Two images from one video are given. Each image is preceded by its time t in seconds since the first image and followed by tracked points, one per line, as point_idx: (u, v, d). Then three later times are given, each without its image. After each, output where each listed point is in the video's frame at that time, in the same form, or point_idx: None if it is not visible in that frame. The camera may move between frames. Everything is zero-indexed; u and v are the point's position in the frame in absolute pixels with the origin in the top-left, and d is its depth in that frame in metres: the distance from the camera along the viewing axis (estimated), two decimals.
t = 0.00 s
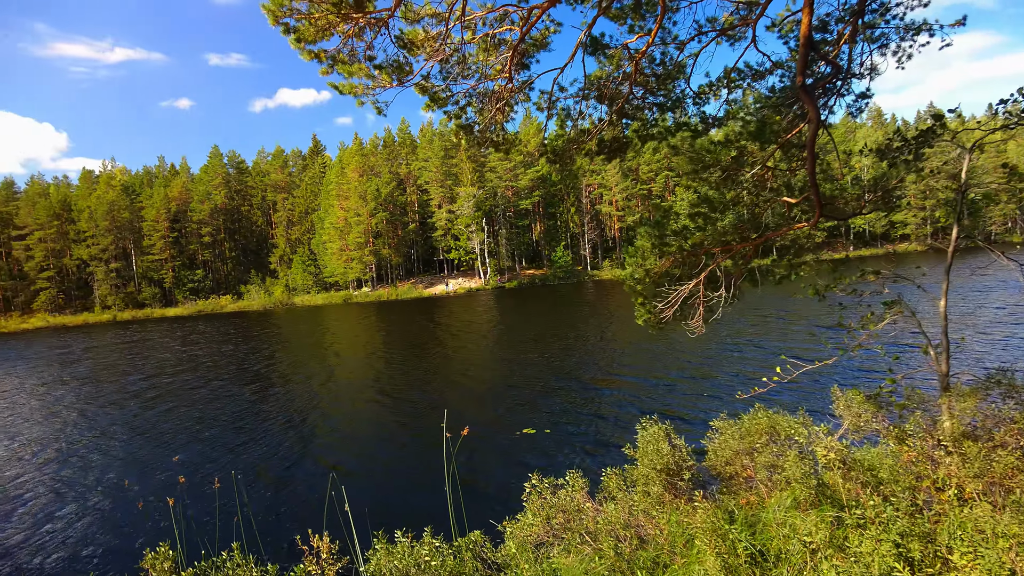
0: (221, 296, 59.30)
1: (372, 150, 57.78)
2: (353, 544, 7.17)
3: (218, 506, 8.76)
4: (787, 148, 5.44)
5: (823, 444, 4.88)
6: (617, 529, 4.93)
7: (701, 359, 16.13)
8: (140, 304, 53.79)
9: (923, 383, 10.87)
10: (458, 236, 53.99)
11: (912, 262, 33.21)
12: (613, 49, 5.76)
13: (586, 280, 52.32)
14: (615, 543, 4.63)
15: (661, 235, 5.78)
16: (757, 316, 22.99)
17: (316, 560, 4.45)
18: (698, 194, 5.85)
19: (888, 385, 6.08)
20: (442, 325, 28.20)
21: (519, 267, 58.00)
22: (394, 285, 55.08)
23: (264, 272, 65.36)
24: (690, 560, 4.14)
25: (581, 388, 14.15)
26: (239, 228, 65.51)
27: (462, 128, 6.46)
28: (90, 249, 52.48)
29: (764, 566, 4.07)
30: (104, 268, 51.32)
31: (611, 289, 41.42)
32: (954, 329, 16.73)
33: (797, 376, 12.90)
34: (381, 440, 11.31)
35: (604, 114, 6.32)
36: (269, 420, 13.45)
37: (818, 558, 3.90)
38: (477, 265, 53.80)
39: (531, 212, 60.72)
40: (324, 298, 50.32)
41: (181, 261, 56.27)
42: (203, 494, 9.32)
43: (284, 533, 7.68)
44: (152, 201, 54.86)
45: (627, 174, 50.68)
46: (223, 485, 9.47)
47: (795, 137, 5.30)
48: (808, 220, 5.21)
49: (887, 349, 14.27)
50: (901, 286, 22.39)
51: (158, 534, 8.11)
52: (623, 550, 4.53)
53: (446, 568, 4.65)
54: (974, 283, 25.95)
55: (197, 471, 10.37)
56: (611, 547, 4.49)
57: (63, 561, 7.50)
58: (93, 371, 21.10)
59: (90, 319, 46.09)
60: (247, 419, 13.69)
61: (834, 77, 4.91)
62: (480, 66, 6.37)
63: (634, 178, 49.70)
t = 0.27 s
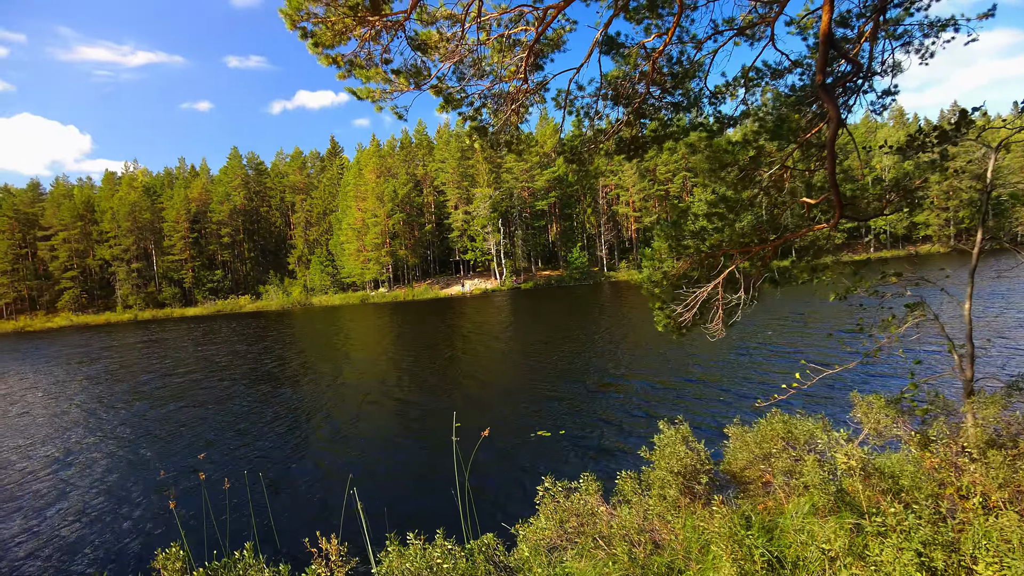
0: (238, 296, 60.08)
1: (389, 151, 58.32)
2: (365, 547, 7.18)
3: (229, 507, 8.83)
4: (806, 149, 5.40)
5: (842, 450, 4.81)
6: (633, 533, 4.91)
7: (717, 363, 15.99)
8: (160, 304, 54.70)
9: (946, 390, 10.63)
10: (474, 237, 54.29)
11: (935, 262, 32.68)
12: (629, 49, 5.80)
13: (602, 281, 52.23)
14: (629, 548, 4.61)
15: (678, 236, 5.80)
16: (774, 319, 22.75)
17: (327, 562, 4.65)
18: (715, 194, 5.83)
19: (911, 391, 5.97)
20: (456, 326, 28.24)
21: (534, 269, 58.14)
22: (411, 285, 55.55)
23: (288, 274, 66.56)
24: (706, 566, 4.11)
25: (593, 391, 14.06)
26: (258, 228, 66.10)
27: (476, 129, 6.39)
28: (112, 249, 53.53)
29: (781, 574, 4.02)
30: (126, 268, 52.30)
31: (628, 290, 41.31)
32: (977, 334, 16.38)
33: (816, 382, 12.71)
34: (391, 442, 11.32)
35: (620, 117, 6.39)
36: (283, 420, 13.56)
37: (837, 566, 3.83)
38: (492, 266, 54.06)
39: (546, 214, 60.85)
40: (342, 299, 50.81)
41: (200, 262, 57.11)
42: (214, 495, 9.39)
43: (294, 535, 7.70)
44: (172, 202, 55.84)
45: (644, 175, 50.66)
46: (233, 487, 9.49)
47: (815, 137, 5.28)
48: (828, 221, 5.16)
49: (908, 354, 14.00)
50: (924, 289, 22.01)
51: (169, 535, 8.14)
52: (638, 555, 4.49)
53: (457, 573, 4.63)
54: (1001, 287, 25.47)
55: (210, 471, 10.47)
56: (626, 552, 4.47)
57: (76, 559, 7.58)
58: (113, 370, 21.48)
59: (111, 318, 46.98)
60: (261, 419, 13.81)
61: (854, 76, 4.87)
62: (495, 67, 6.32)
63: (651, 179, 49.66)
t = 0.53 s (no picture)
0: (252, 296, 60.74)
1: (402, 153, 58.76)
2: (374, 549, 7.20)
3: (240, 506, 8.90)
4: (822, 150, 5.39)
5: (858, 454, 4.76)
6: (644, 536, 4.90)
7: (729, 365, 15.92)
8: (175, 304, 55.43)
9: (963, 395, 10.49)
10: (486, 238, 54.59)
11: (954, 265, 32.40)
12: (642, 51, 5.77)
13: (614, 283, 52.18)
14: (641, 552, 4.61)
15: (692, 238, 5.86)
16: (788, 322, 22.58)
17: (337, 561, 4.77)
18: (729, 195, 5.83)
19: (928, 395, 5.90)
20: (468, 327, 28.29)
21: (547, 271, 58.35)
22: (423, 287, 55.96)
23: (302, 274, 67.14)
24: (718, 570, 4.09)
25: (602, 393, 14.01)
26: (272, 230, 66.96)
27: (489, 130, 6.47)
28: (129, 250, 54.38)
29: None
30: (142, 268, 53.08)
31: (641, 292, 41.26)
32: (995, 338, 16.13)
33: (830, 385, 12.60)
34: (401, 443, 11.35)
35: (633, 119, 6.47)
36: (293, 420, 13.66)
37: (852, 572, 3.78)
38: (504, 267, 54.32)
39: (559, 215, 61.01)
40: (355, 299, 51.28)
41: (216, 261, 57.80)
42: (225, 493, 9.47)
43: (303, 535, 7.74)
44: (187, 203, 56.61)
45: (657, 177, 50.68)
46: (244, 486, 9.57)
47: (830, 138, 5.30)
48: (843, 223, 5.15)
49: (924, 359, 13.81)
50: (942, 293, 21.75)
51: (178, 534, 8.20)
52: (649, 558, 4.49)
53: (469, 573, 4.66)
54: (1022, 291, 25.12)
55: (220, 469, 10.56)
56: (638, 555, 4.47)
57: (89, 556, 7.69)
58: (129, 369, 21.80)
59: (127, 318, 47.71)
60: (272, 418, 13.92)
61: (871, 77, 4.86)
62: (507, 68, 6.38)
63: (664, 181, 49.66)
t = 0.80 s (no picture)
0: (263, 296, 61.19)
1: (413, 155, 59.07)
2: (382, 549, 7.21)
3: (248, 506, 8.94)
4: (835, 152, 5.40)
5: (873, 459, 4.73)
6: (655, 539, 4.88)
7: (740, 368, 15.85)
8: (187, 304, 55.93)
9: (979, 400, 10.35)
10: (496, 240, 54.72)
11: (971, 268, 32.07)
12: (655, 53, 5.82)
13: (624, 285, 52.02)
14: (652, 555, 4.60)
15: (704, 240, 5.90)
16: (800, 324, 22.45)
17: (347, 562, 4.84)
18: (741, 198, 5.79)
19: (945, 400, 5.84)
20: (477, 329, 28.29)
21: (557, 273, 58.36)
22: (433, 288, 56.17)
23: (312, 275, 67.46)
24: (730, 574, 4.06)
25: (610, 396, 13.94)
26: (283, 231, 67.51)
27: (500, 128, 6.49)
28: (142, 250, 54.94)
29: None
30: (154, 269, 53.61)
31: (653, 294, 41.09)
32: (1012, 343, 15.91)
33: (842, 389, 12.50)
34: (409, 444, 11.36)
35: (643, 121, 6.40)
36: (302, 420, 13.73)
37: None
38: (514, 269, 54.41)
39: (569, 217, 61.07)
40: (366, 300, 51.53)
41: (227, 262, 58.25)
42: (234, 493, 9.52)
43: (312, 534, 7.78)
44: (199, 205, 57.16)
45: (668, 179, 50.66)
46: (252, 486, 9.62)
47: (844, 139, 5.32)
48: (857, 226, 5.14)
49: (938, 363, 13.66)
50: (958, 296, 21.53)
51: (187, 534, 8.25)
52: (661, 562, 4.49)
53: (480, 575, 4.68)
54: None
55: (229, 469, 10.62)
56: (649, 559, 4.46)
57: (99, 554, 7.76)
58: (141, 369, 22.03)
59: (140, 318, 48.19)
60: (281, 419, 14.00)
61: (885, 78, 4.85)
62: (519, 68, 6.40)
63: (676, 183, 49.63)
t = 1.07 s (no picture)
0: (276, 296, 61.71)
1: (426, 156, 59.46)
2: (392, 549, 7.19)
3: (258, 505, 8.96)
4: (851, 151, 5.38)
5: (892, 461, 4.67)
6: (671, 541, 4.84)
7: (752, 369, 15.76)
8: (201, 304, 56.53)
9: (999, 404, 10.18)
10: (507, 241, 54.89)
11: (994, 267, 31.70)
12: (670, 52, 5.96)
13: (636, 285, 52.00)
14: (668, 556, 4.56)
15: (719, 239, 5.91)
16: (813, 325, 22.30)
17: (360, 560, 4.83)
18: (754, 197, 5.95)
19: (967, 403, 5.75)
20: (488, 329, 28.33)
21: (568, 273, 58.45)
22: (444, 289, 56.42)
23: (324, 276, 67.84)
24: None
25: (620, 397, 13.87)
26: (296, 232, 68.06)
27: (512, 126, 6.50)
28: (157, 250, 55.60)
29: None
30: (169, 269, 54.18)
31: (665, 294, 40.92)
32: None
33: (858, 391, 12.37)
34: (418, 444, 11.36)
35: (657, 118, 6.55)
36: (313, 420, 13.77)
37: None
38: (525, 270, 54.51)
39: (581, 218, 61.04)
40: (378, 301, 51.78)
41: (240, 262, 58.71)
42: (244, 492, 9.56)
43: (322, 533, 7.77)
44: (214, 205, 57.78)
45: (681, 179, 50.61)
46: (263, 486, 9.65)
47: (860, 137, 5.36)
48: (874, 225, 5.10)
49: (955, 365, 13.45)
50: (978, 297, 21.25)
51: (196, 533, 8.27)
52: (677, 562, 4.45)
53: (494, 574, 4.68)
54: None
55: (240, 468, 10.67)
56: (665, 560, 4.42)
57: (111, 551, 7.81)
58: (154, 368, 22.24)
59: (155, 318, 48.79)
60: (292, 418, 14.05)
61: (904, 75, 4.83)
62: (532, 66, 6.42)
63: (688, 183, 49.63)
